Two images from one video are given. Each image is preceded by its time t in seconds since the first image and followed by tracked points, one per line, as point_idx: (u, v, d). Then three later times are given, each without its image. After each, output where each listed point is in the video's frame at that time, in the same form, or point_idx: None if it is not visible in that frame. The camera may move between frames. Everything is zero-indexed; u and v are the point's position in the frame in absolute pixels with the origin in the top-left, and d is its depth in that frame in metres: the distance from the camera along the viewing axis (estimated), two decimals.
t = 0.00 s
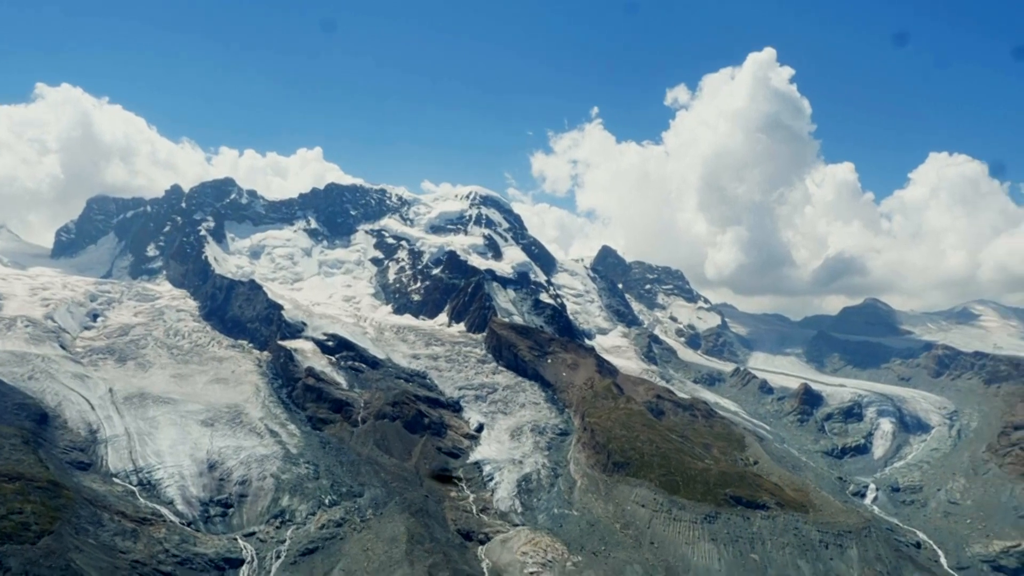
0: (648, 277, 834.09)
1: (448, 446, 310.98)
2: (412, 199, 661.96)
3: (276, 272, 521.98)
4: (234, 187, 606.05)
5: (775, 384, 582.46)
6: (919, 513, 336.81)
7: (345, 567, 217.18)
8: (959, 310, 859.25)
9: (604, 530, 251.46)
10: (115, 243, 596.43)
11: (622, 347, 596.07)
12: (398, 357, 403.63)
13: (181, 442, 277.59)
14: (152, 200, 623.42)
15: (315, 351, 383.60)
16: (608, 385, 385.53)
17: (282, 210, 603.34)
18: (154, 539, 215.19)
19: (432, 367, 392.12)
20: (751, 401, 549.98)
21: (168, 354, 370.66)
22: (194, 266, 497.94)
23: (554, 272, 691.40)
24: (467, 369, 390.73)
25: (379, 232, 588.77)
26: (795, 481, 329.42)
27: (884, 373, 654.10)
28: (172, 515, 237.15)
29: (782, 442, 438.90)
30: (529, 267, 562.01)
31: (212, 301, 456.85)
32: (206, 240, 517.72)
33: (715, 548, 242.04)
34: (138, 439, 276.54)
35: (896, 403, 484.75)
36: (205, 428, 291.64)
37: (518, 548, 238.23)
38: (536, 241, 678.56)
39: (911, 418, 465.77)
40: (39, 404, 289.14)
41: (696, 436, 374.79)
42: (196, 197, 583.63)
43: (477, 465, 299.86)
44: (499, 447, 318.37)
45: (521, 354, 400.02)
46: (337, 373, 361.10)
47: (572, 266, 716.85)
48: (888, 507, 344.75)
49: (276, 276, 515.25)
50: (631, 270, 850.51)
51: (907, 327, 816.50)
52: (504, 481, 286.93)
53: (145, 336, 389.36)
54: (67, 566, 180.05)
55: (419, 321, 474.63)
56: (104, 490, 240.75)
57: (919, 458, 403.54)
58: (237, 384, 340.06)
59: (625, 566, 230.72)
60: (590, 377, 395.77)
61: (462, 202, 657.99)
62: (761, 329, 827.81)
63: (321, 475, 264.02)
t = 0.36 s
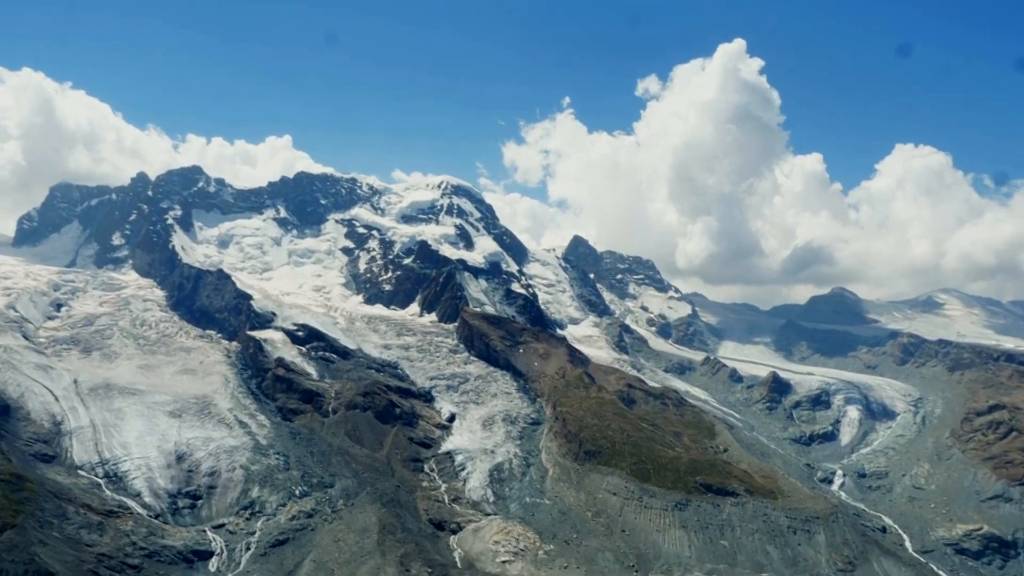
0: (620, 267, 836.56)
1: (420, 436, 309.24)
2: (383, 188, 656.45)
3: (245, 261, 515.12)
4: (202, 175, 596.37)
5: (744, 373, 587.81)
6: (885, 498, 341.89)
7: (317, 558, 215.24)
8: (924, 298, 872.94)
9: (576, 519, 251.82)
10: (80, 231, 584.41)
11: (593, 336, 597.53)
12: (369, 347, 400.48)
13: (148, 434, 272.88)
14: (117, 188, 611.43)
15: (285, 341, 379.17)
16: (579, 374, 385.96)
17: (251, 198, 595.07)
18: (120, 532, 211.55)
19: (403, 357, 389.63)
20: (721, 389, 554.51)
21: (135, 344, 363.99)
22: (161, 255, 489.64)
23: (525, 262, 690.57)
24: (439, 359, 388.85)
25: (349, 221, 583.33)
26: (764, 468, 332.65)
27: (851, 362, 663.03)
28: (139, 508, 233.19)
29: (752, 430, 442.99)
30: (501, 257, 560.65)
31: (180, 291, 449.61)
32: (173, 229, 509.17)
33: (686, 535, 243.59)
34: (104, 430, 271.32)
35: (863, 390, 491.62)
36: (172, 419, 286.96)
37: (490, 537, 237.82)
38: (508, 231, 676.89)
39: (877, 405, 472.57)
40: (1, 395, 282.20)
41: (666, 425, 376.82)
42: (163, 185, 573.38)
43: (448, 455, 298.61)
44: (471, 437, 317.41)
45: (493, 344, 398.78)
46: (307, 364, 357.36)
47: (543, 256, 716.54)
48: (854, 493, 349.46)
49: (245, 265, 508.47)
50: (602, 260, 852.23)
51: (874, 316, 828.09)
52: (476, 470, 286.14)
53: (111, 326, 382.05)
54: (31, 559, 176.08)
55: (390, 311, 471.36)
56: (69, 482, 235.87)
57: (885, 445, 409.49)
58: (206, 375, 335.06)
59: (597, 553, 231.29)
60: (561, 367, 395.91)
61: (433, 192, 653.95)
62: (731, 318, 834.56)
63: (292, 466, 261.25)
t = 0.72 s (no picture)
0: (591, 259, 837.00)
1: (391, 429, 305.93)
2: (354, 179, 649.26)
3: (213, 253, 506.63)
4: (169, 165, 585.26)
5: (715, 364, 591.14)
6: (852, 487, 345.24)
7: (286, 552, 211.71)
8: (890, 290, 884.28)
9: (547, 510, 250.70)
10: (43, 222, 570.04)
11: (565, 328, 597.24)
12: (339, 339, 395.68)
13: (114, 428, 266.58)
14: (81, 178, 598.16)
15: (254, 333, 373.13)
16: (551, 366, 384.83)
17: (219, 189, 585.32)
18: (85, 528, 206.38)
19: (374, 350, 385.65)
20: (691, 380, 557.19)
21: (100, 337, 355.84)
22: (126, 246, 479.74)
23: (497, 254, 687.85)
24: (410, 351, 385.42)
25: (319, 213, 576.26)
26: (734, 459, 334.32)
27: (819, 353, 670.00)
28: (104, 503, 227.68)
29: (722, 421, 445.31)
30: (472, 249, 557.67)
31: (146, 282, 440.82)
32: (139, 220, 499.07)
33: (657, 525, 243.51)
34: (69, 425, 264.57)
35: (831, 381, 496.61)
36: (139, 413, 280.84)
37: (461, 529, 235.88)
38: (480, 223, 673.30)
39: (845, 395, 477.45)
40: None
41: (637, 416, 377.13)
42: (129, 174, 561.65)
43: (419, 448, 295.72)
44: (442, 429, 314.87)
45: (464, 336, 396.14)
46: (277, 356, 352.01)
47: (515, 248, 714.42)
48: (823, 482, 352.54)
49: (213, 257, 500.07)
50: (573, 252, 851.99)
51: (841, 308, 837.49)
52: (447, 463, 283.78)
53: (75, 319, 373.25)
54: None
55: (360, 303, 466.49)
56: (32, 478, 229.55)
57: (852, 435, 413.73)
58: (173, 368, 328.57)
59: (568, 545, 230.29)
60: (533, 358, 394.34)
61: (404, 183, 648.32)
62: (701, 310, 839.56)
63: (261, 460, 256.92)
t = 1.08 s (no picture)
0: (562, 256, 837.91)
1: (361, 427, 302.80)
2: (324, 176, 642.96)
3: (181, 250, 498.49)
4: (135, 161, 574.90)
5: (685, 361, 594.78)
6: (820, 482, 348.68)
7: (255, 552, 208.33)
8: (857, 287, 896.07)
9: (518, 508, 249.71)
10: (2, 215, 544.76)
11: (536, 325, 597.11)
12: (309, 337, 391.28)
13: (78, 427, 260.66)
14: (44, 173, 585.29)
15: (222, 331, 367.40)
16: (522, 363, 383.93)
17: (186, 185, 576.21)
18: (49, 530, 201.52)
19: (344, 348, 381.98)
20: (662, 377, 559.54)
21: (64, 336, 348.04)
22: (91, 243, 470.25)
23: (468, 252, 685.66)
24: (380, 349, 382.34)
25: (289, 209, 569.64)
26: (704, 455, 336.21)
27: (787, 349, 676.95)
28: (68, 504, 222.42)
29: (692, 417, 447.52)
30: (443, 247, 555.18)
31: (111, 280, 432.43)
32: (104, 217, 489.58)
33: (628, 521, 243.55)
34: (31, 425, 258.14)
35: (799, 377, 501.66)
36: (104, 412, 275.04)
37: (432, 527, 234.04)
38: (451, 220, 670.15)
39: (813, 391, 482.67)
40: None
41: (608, 413, 377.66)
42: (94, 169, 550.56)
43: (390, 446, 293.11)
44: (413, 427, 312.61)
45: (435, 333, 393.68)
46: (245, 355, 346.88)
47: (486, 246, 712.76)
48: (791, 477, 355.52)
49: (181, 254, 492.06)
50: (544, 249, 852.09)
51: (808, 304, 847.08)
52: (418, 461, 281.56)
53: (38, 317, 364.74)
54: None
55: (330, 300, 462.03)
56: None
57: (820, 431, 418.19)
58: (139, 366, 322.38)
59: (540, 542, 229.45)
60: (504, 355, 393.11)
61: (375, 180, 643.53)
62: (671, 307, 844.49)
63: (229, 459, 252.98)
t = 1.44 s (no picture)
0: (532, 256, 838.06)
1: (330, 428, 299.83)
2: (292, 174, 636.35)
3: (146, 249, 490.01)
4: (98, 158, 564.08)
5: (654, 360, 598.01)
6: (788, 479, 352.01)
7: (222, 554, 205.16)
8: (823, 287, 907.68)
9: (489, 508, 248.83)
10: None
11: (506, 325, 596.48)
12: (278, 337, 386.72)
13: (40, 430, 254.69)
14: (5, 170, 571.96)
15: (188, 331, 361.51)
16: (492, 362, 382.92)
17: (152, 183, 566.77)
18: (10, 534, 196.63)
19: (313, 348, 378.05)
20: (631, 376, 561.83)
21: (25, 336, 340.05)
22: (54, 242, 460.47)
23: (438, 252, 682.93)
24: (350, 349, 379.06)
25: (257, 208, 562.74)
26: (673, 453, 337.94)
27: (755, 348, 683.77)
28: (30, 508, 217.02)
29: (661, 416, 449.55)
30: (413, 246, 552.56)
31: (75, 280, 423.72)
32: (67, 215, 479.68)
33: (598, 520, 243.82)
34: None
35: (767, 376, 506.55)
36: (68, 414, 269.14)
37: (402, 528, 232.30)
38: (421, 219, 666.83)
39: (780, 390, 487.61)
40: None
41: (578, 412, 378.04)
42: (56, 167, 539.33)
43: (360, 447, 290.61)
44: (383, 427, 310.27)
45: (405, 333, 391.11)
46: (212, 355, 341.74)
47: (457, 245, 710.56)
48: (759, 475, 358.36)
49: (146, 253, 483.61)
50: (515, 249, 851.47)
51: (776, 303, 856.22)
52: (388, 461, 279.43)
53: None
54: None
55: (299, 300, 457.26)
56: None
57: (788, 428, 422.69)
58: (104, 367, 316.07)
59: (511, 542, 228.79)
60: (474, 355, 391.88)
61: (344, 179, 638.31)
62: (641, 307, 848.79)
63: (196, 461, 249.11)
